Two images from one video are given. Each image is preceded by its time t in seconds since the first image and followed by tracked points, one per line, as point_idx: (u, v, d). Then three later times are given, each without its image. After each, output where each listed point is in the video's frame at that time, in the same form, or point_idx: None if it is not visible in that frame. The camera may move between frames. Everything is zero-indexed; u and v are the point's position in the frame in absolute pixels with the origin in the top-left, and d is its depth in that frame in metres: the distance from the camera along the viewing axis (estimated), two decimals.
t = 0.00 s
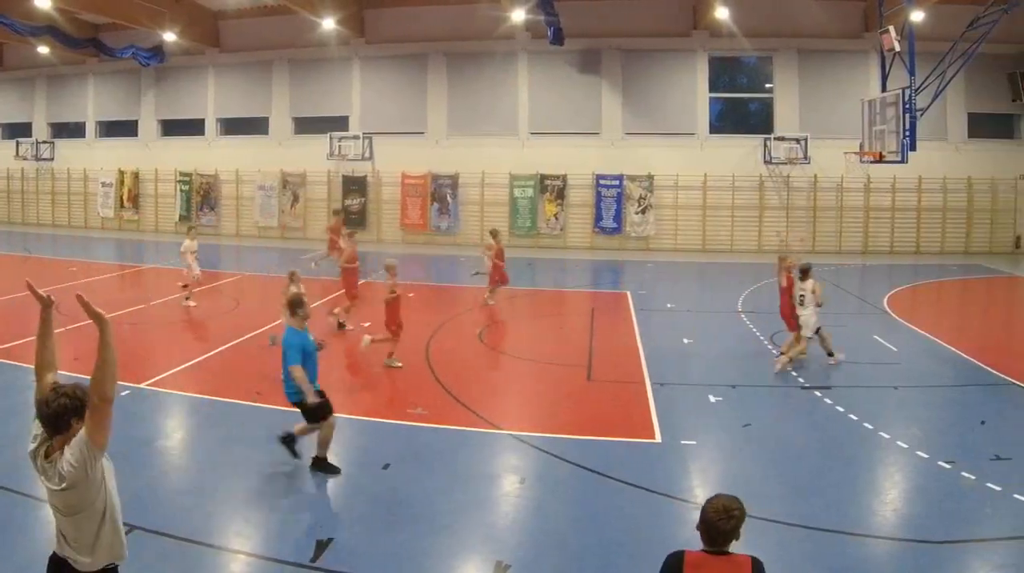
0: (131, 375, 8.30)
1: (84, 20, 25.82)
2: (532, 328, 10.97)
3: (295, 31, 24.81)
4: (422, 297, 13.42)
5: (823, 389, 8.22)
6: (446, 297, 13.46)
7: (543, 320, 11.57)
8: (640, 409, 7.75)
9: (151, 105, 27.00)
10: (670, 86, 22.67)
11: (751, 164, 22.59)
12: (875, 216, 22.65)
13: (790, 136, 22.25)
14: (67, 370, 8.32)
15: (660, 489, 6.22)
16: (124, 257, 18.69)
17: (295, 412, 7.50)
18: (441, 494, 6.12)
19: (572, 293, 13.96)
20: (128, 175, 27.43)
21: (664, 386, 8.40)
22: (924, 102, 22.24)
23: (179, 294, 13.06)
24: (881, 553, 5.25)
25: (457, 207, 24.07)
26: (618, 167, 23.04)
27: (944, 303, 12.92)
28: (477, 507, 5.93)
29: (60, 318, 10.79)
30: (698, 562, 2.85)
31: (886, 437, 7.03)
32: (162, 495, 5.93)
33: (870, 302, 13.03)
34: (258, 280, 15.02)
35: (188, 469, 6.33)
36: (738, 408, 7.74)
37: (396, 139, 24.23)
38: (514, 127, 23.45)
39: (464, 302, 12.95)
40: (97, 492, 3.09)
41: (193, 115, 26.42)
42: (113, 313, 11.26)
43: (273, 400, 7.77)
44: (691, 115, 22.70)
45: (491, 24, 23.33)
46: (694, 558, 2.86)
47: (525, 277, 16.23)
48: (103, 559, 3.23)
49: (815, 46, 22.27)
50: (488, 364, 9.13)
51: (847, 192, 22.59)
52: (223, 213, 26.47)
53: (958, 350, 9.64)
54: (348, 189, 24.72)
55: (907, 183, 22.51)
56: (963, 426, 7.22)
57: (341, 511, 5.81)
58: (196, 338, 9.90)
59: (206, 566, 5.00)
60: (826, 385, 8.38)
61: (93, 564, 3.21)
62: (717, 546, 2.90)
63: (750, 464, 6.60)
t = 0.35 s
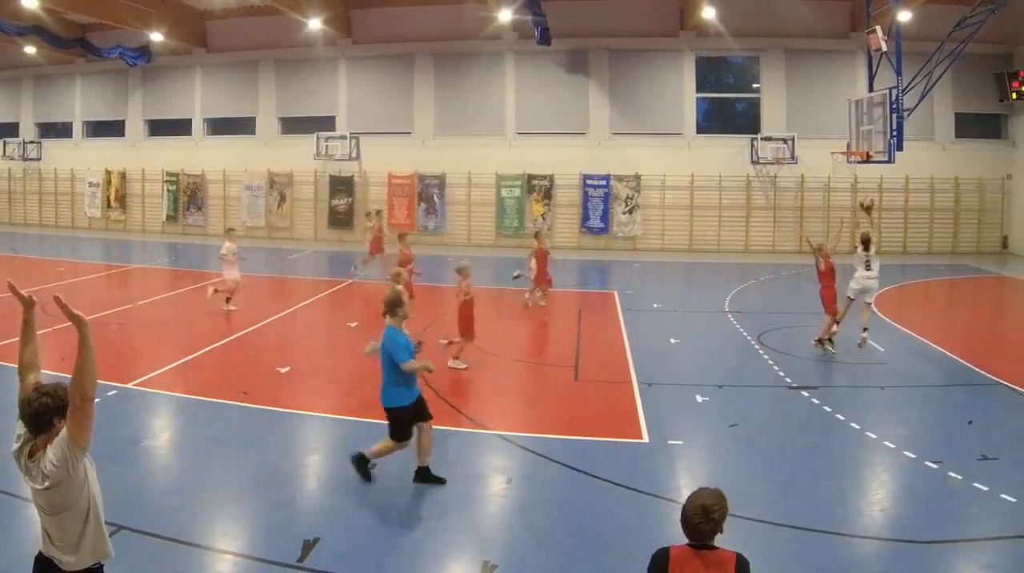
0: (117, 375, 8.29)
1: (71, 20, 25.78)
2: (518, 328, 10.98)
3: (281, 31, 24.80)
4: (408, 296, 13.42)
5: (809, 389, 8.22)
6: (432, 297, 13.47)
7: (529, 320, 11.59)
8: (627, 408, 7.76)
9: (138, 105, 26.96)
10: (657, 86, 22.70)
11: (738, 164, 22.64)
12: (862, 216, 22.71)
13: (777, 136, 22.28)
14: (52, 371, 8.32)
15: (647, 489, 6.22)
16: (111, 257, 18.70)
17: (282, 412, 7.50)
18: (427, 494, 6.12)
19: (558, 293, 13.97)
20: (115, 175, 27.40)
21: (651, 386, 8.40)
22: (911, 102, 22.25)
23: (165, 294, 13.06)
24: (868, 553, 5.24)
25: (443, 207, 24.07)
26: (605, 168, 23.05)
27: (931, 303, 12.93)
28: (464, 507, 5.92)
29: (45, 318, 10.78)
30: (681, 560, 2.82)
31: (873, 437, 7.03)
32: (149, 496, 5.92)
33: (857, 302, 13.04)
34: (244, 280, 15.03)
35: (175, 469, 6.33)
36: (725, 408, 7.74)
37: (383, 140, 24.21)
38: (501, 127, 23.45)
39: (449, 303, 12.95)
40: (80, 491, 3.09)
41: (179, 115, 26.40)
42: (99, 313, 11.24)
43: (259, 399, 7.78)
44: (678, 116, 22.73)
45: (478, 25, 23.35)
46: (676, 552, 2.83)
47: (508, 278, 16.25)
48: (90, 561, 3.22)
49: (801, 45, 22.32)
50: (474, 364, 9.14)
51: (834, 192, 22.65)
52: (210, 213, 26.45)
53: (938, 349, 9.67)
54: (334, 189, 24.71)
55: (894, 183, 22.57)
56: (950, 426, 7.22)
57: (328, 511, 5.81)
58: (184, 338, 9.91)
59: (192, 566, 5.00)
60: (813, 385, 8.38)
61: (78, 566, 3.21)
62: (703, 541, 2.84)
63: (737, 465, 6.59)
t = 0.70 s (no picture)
0: (102, 375, 8.29)
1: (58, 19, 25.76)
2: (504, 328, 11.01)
3: (268, 31, 24.80)
4: (395, 297, 13.43)
5: (795, 389, 8.23)
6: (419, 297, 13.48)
7: (515, 320, 11.63)
8: (613, 409, 7.76)
9: (124, 105, 26.91)
10: (644, 86, 22.72)
11: (724, 164, 22.66)
12: (849, 216, 22.76)
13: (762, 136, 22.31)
14: (37, 371, 8.31)
15: (633, 490, 6.22)
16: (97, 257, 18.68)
17: (268, 412, 7.50)
18: (413, 493, 6.12)
19: (545, 294, 13.98)
20: (101, 175, 27.35)
21: (637, 386, 8.41)
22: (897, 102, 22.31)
23: (150, 294, 13.06)
24: (854, 553, 5.24)
25: (429, 206, 24.04)
26: (592, 167, 23.05)
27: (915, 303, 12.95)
28: (450, 507, 5.92)
29: (29, 317, 10.77)
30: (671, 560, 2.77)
31: (860, 437, 7.04)
32: (135, 496, 5.92)
33: (843, 303, 13.05)
34: (230, 279, 15.03)
35: (161, 470, 6.33)
36: (712, 408, 7.74)
37: (369, 139, 24.17)
38: (487, 127, 23.43)
39: (435, 303, 12.96)
40: (64, 490, 3.09)
41: (165, 115, 26.37)
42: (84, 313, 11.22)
43: (245, 399, 7.78)
44: (664, 116, 22.74)
45: (464, 25, 23.36)
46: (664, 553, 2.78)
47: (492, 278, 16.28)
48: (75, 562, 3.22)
49: (786, 45, 22.37)
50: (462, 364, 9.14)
51: (819, 192, 22.69)
52: (196, 213, 26.43)
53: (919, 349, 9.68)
54: (320, 189, 24.69)
55: (880, 183, 22.62)
56: (935, 426, 7.23)
57: (314, 511, 5.81)
58: (169, 338, 9.91)
59: (178, 566, 5.00)
60: (799, 384, 8.39)
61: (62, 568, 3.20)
62: (689, 543, 2.80)
63: (724, 465, 6.59)
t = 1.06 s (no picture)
0: (87, 375, 8.28)
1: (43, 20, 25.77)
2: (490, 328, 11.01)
3: (253, 30, 24.78)
4: (380, 296, 13.44)
5: (781, 389, 8.23)
6: (405, 296, 13.48)
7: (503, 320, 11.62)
8: (598, 408, 7.76)
9: (110, 105, 26.85)
10: (631, 86, 22.72)
11: (710, 164, 22.73)
12: (835, 216, 22.83)
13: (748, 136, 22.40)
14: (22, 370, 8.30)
15: (620, 490, 6.21)
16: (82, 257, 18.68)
17: (253, 412, 7.50)
18: (399, 493, 6.11)
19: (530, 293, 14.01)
20: (87, 175, 27.29)
21: (623, 386, 8.41)
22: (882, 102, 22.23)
23: (133, 294, 13.04)
24: (840, 554, 5.23)
25: (415, 206, 24.06)
26: (577, 168, 23.08)
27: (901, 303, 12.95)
28: (436, 507, 5.91)
29: (12, 317, 10.75)
30: (660, 559, 2.81)
31: (846, 437, 7.04)
32: (120, 496, 5.91)
33: (829, 302, 13.06)
34: (216, 279, 15.02)
35: (145, 470, 6.32)
36: (697, 408, 7.73)
37: (355, 139, 24.16)
38: (472, 127, 23.43)
39: (420, 302, 12.97)
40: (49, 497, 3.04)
41: (151, 115, 26.33)
42: (68, 313, 11.21)
43: (231, 399, 7.78)
44: (651, 116, 22.76)
45: (449, 25, 23.38)
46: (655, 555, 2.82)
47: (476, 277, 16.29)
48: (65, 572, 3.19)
49: (771, 46, 22.37)
50: (447, 364, 9.14)
51: (805, 192, 22.75)
52: (182, 213, 26.43)
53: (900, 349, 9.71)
54: (306, 189, 24.68)
55: (866, 184, 22.68)
56: (922, 426, 7.23)
57: (301, 511, 5.81)
58: (155, 338, 9.91)
59: (164, 566, 4.99)
60: (784, 384, 8.40)
61: None
62: (676, 543, 2.82)
63: (710, 465, 6.58)
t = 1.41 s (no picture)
0: (74, 375, 8.28)
1: (29, 19, 25.75)
2: (475, 328, 11.02)
3: (239, 30, 24.76)
4: (366, 296, 13.47)
5: (767, 389, 8.24)
6: (390, 297, 13.48)
7: (490, 320, 11.63)
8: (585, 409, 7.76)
9: (96, 105, 26.76)
10: (619, 86, 22.71)
11: (696, 164, 22.75)
12: (820, 216, 22.88)
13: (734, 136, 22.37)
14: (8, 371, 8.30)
15: (604, 490, 6.22)
16: (69, 257, 18.69)
17: (236, 412, 7.50)
18: (385, 493, 6.11)
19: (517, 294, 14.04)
20: (73, 175, 27.23)
21: (610, 386, 8.41)
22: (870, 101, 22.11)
23: (120, 294, 13.04)
24: (825, 553, 5.24)
25: (401, 206, 24.05)
26: (564, 168, 23.10)
27: (886, 302, 12.96)
28: (422, 507, 5.91)
29: None
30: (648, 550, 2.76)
31: (832, 437, 7.04)
32: (106, 496, 5.90)
33: (814, 302, 13.10)
34: (202, 279, 15.03)
35: (131, 470, 6.32)
36: (684, 408, 7.74)
37: (342, 139, 24.13)
38: (459, 127, 23.42)
39: (406, 302, 12.99)
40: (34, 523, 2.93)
41: (136, 115, 26.26)
42: (55, 313, 11.21)
43: (217, 399, 7.79)
44: (638, 115, 22.75)
45: (435, 25, 23.37)
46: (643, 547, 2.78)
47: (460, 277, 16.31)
48: None
49: (758, 46, 22.37)
50: (434, 364, 9.14)
51: (791, 192, 22.79)
52: (168, 213, 26.39)
53: (880, 350, 9.73)
54: (292, 189, 24.67)
55: (852, 183, 22.72)
56: (907, 426, 7.24)
57: (287, 511, 5.81)
58: (140, 338, 9.90)
59: (150, 566, 4.99)
60: (769, 384, 8.40)
61: None
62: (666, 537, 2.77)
63: (697, 466, 6.58)
